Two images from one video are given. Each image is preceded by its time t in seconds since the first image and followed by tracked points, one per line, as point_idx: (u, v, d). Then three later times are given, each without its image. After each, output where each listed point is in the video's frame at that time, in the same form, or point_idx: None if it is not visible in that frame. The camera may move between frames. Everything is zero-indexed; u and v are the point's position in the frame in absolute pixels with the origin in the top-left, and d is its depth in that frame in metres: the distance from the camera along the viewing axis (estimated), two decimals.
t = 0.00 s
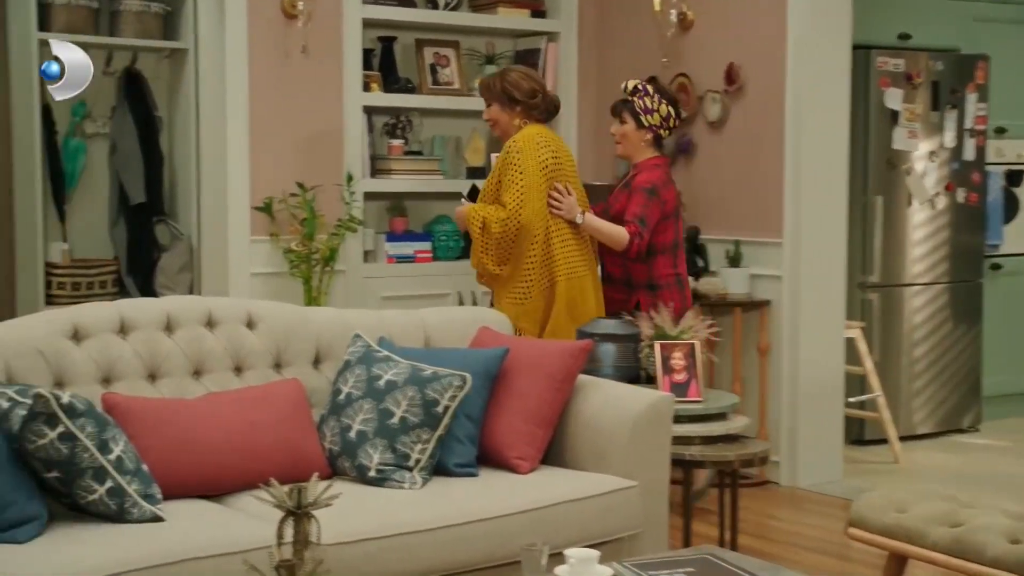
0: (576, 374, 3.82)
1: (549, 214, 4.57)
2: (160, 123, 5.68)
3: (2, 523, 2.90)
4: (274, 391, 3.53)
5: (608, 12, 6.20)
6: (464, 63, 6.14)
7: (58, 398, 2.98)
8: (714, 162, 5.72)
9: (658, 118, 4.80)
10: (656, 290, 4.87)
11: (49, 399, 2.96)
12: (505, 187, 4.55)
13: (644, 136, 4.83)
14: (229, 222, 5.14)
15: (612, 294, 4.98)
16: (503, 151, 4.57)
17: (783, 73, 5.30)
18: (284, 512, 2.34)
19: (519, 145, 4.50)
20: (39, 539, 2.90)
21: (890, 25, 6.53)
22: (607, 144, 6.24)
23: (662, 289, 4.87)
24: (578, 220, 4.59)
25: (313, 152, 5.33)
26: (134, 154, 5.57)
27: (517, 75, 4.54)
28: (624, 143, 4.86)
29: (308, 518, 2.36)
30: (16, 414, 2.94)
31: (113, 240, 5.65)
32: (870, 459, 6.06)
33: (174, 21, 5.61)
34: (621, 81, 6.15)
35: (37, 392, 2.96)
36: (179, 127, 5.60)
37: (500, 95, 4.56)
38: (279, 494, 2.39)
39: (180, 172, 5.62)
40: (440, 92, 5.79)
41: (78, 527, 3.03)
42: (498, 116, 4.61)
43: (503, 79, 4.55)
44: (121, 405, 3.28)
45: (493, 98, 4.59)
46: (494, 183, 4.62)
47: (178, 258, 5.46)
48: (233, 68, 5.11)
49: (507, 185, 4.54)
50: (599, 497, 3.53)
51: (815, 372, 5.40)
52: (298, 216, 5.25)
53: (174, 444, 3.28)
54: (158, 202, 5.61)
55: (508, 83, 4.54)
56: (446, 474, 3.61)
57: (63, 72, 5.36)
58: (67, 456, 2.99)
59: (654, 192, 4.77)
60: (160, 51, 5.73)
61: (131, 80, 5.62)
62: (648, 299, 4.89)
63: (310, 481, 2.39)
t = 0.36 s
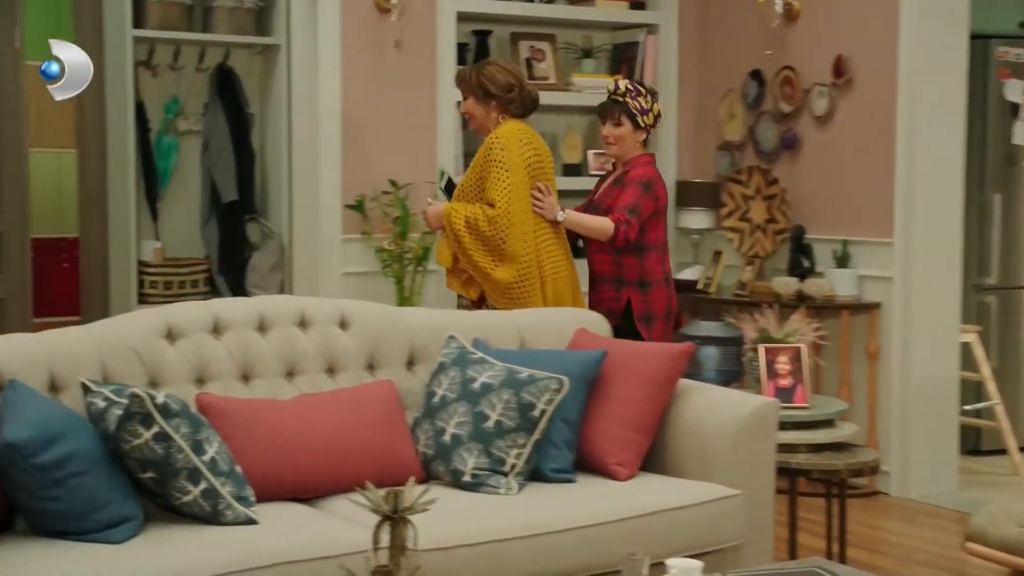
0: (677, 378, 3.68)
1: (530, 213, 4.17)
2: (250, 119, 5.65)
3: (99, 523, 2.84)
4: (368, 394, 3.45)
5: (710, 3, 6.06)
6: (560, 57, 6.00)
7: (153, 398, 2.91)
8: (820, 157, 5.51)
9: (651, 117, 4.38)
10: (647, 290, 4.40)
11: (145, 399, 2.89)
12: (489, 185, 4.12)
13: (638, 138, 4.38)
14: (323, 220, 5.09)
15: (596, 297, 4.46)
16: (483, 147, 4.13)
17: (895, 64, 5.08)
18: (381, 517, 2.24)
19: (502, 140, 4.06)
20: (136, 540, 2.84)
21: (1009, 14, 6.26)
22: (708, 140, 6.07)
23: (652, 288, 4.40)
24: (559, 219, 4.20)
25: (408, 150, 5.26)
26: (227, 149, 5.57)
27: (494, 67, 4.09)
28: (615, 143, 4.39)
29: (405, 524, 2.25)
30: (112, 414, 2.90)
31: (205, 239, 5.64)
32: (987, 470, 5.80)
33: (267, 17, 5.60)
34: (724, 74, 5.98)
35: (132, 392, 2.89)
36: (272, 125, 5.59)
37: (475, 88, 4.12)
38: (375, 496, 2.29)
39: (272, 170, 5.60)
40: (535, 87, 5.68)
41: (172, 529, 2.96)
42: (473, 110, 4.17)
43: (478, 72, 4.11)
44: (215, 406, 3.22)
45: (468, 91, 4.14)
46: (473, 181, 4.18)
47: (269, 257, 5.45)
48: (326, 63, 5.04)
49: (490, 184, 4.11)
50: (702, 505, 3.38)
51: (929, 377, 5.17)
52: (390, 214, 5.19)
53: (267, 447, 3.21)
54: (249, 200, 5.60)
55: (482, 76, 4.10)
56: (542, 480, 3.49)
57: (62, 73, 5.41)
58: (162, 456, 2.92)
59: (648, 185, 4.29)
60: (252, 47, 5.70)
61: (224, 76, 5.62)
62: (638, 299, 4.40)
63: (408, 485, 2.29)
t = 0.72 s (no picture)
0: (792, 384, 3.53)
1: (505, 217, 4.02)
2: (355, 117, 5.64)
3: (205, 524, 2.80)
4: (473, 396, 3.37)
5: None
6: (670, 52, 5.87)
7: (260, 398, 2.84)
8: (944, 154, 5.28)
9: (657, 111, 4.12)
10: (660, 285, 4.14)
11: (252, 400, 2.81)
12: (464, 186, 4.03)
13: (644, 131, 4.12)
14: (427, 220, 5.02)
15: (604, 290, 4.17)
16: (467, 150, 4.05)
17: None
18: (489, 521, 2.17)
19: (482, 144, 3.97)
20: (243, 540, 2.80)
21: None
22: (824, 137, 5.87)
23: (666, 284, 4.15)
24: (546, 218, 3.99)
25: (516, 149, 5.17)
26: (331, 145, 5.57)
27: (483, 69, 4.06)
28: (617, 137, 4.12)
29: (514, 529, 2.19)
30: (219, 414, 2.87)
31: (309, 237, 5.64)
32: None
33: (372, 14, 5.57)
34: (841, 69, 5.78)
35: (240, 391, 2.82)
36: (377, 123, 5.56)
37: (462, 90, 4.09)
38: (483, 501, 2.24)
39: (375, 168, 5.59)
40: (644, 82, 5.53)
41: (278, 530, 2.90)
42: (460, 113, 4.13)
43: (466, 74, 4.08)
44: (321, 407, 3.16)
45: (455, 94, 4.12)
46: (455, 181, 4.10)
47: (372, 256, 5.43)
48: (432, 59, 4.98)
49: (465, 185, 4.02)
50: (819, 515, 3.23)
51: None
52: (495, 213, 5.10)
53: (372, 448, 3.14)
54: (353, 198, 5.60)
55: (469, 80, 4.07)
56: (652, 486, 3.38)
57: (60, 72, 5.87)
58: (269, 457, 2.85)
59: (654, 178, 4.02)
60: (356, 43, 5.69)
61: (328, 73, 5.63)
62: (652, 293, 4.14)
63: (517, 489, 2.22)
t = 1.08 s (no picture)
0: (904, 389, 3.37)
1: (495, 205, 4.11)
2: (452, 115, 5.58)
3: (303, 525, 2.74)
4: (572, 399, 3.29)
5: None
6: (776, 46, 5.70)
7: (357, 398, 2.77)
8: None
9: (657, 102, 4.07)
10: (667, 273, 4.08)
11: (350, 400, 2.75)
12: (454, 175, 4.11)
13: (642, 121, 4.06)
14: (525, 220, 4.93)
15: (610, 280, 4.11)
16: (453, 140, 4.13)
17: None
18: (592, 527, 2.13)
19: (469, 133, 4.06)
20: (341, 543, 2.74)
21: None
22: (938, 133, 5.66)
23: (673, 272, 4.09)
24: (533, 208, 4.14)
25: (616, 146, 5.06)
26: (426, 146, 5.50)
27: (468, 62, 4.11)
28: (615, 127, 4.08)
29: (619, 535, 2.14)
30: (317, 415, 2.81)
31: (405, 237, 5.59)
32: None
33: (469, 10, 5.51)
34: (958, 62, 5.57)
35: (337, 392, 2.76)
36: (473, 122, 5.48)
37: (448, 83, 4.14)
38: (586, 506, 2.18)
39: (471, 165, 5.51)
40: (749, 77, 5.38)
41: (376, 533, 2.85)
42: (448, 105, 4.19)
43: (452, 67, 4.11)
44: (418, 408, 3.10)
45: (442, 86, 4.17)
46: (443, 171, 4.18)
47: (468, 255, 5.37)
48: (530, 57, 4.86)
49: (455, 175, 4.09)
50: (937, 525, 3.08)
51: None
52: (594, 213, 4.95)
53: (470, 452, 3.07)
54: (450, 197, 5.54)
55: (455, 71, 4.10)
56: (757, 494, 3.26)
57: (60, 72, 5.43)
58: (366, 459, 2.79)
59: (650, 167, 3.98)
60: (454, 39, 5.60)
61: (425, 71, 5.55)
62: (658, 281, 4.07)
63: (622, 494, 2.16)
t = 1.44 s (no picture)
0: (1009, 395, 3.22)
1: (450, 203, 3.91)
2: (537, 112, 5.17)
3: (390, 528, 2.69)
4: (663, 402, 3.20)
5: None
6: (874, 40, 5.53)
7: (445, 400, 2.70)
8: None
9: (632, 96, 3.92)
10: (639, 274, 3.98)
11: (437, 402, 2.68)
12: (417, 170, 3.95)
13: (618, 117, 3.95)
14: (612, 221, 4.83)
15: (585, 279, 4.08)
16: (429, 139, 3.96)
17: None
18: (686, 535, 2.06)
19: (436, 132, 3.87)
20: (428, 547, 2.68)
21: None
22: None
23: (646, 273, 3.98)
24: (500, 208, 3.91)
25: (707, 145, 4.94)
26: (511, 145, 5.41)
27: (455, 59, 3.87)
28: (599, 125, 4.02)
29: (713, 543, 2.08)
30: (404, 417, 2.78)
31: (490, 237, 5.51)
32: None
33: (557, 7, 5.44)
34: None
35: (424, 393, 2.68)
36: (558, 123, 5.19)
37: (435, 80, 3.91)
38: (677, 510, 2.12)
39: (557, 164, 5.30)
40: (846, 72, 5.23)
41: (462, 537, 2.79)
42: (436, 103, 3.96)
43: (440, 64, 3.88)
44: (504, 410, 3.03)
45: (430, 82, 3.94)
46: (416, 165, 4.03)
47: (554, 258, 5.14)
48: (619, 53, 4.77)
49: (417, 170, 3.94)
50: None
51: None
52: (684, 212, 4.87)
53: (558, 455, 3.00)
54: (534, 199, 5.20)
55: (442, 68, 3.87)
56: (854, 502, 3.14)
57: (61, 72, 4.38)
58: (453, 462, 2.72)
59: (624, 167, 3.90)
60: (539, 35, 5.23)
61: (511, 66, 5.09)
62: (630, 283, 3.99)
63: (716, 501, 2.09)
